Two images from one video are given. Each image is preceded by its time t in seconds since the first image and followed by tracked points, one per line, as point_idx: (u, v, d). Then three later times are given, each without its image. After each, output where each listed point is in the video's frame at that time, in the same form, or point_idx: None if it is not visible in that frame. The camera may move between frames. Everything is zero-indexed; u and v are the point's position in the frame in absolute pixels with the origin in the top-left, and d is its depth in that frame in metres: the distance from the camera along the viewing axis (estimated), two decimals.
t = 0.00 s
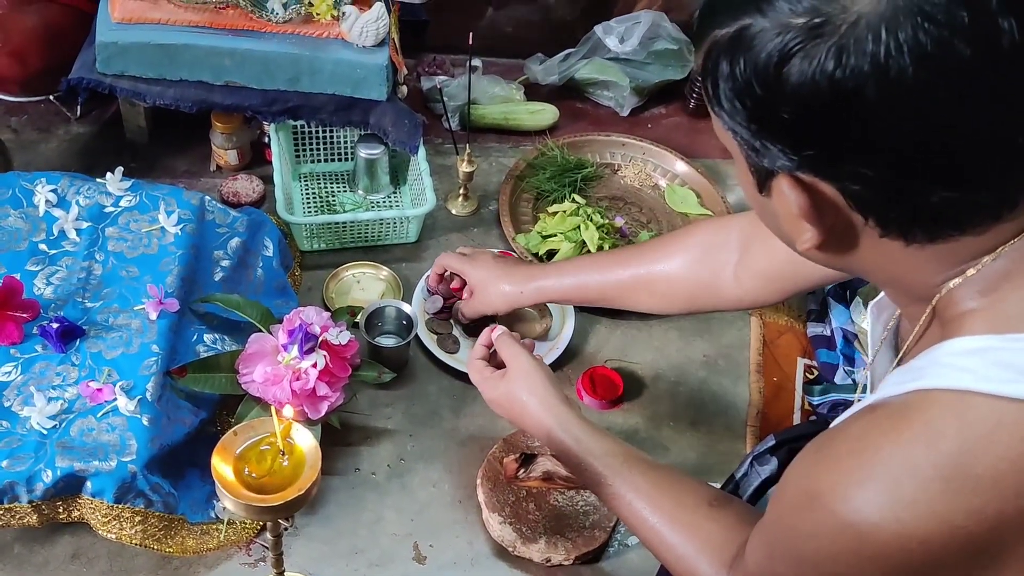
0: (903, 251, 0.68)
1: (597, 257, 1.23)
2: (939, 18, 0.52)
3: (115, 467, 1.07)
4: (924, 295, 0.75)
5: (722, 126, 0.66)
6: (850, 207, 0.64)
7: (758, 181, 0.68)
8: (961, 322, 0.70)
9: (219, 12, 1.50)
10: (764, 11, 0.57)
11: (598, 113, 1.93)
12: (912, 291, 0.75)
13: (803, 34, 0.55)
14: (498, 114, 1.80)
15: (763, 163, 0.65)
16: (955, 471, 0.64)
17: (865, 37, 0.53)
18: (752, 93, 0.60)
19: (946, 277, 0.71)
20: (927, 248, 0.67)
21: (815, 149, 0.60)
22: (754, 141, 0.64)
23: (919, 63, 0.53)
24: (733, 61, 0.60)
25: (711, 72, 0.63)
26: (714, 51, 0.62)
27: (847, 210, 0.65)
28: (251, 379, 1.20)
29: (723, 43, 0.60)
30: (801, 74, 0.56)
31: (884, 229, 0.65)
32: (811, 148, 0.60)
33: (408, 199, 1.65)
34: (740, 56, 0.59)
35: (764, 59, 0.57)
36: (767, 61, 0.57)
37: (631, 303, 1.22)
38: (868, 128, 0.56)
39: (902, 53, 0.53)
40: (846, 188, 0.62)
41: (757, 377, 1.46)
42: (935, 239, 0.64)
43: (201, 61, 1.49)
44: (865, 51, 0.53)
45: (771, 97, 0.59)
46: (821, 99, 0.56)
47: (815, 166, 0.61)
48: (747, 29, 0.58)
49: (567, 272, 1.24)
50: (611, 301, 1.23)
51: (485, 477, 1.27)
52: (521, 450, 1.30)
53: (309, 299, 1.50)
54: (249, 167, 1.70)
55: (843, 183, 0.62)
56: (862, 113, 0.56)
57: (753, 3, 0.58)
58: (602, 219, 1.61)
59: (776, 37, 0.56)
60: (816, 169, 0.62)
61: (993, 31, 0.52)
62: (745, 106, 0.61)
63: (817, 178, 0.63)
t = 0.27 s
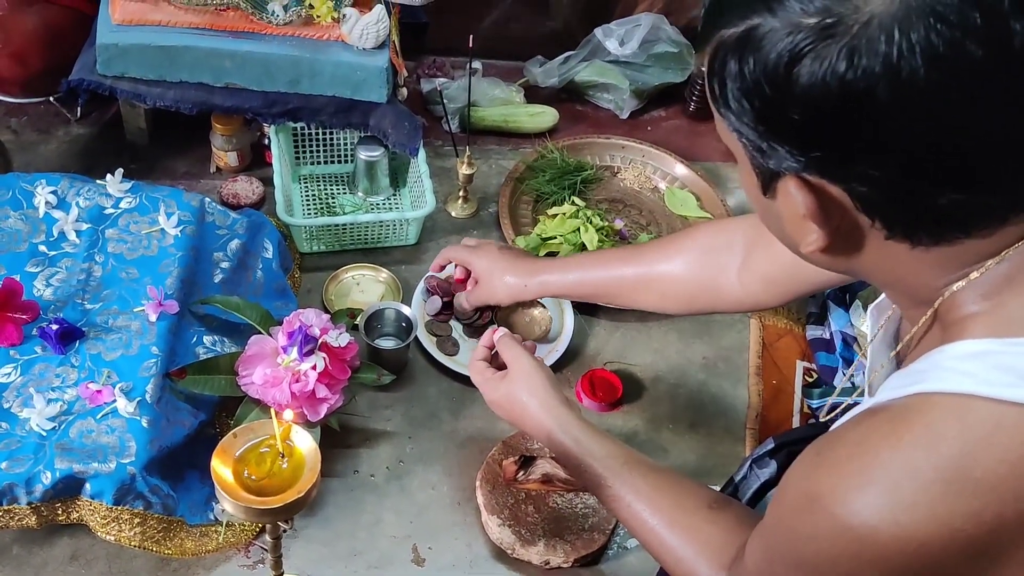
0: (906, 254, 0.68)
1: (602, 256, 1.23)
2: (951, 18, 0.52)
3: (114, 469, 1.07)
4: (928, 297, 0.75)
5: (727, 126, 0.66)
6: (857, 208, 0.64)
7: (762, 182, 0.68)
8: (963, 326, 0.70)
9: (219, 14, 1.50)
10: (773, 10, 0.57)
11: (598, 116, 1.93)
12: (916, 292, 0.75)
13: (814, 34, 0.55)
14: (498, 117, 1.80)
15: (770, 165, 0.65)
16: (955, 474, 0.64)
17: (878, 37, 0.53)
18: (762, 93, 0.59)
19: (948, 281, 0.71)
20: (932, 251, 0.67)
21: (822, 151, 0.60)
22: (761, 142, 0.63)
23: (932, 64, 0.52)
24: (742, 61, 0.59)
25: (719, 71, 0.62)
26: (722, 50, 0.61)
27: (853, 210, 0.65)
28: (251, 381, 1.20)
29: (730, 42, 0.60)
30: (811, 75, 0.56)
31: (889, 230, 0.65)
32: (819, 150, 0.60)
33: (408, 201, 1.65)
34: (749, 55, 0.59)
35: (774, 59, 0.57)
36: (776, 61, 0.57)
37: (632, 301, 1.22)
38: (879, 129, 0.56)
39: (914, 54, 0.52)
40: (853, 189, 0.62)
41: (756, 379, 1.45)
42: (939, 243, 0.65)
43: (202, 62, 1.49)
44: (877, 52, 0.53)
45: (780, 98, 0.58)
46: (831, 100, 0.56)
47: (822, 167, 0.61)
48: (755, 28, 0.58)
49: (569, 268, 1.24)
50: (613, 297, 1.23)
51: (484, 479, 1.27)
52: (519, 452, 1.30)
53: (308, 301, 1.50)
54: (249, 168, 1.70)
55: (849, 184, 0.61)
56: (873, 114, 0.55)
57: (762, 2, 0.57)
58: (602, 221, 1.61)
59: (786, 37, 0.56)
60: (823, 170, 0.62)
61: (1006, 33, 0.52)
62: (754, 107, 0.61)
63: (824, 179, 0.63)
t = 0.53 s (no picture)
0: (912, 256, 0.68)
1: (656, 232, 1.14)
2: (961, 15, 0.52)
3: (111, 470, 1.07)
4: (924, 301, 0.74)
5: (730, 135, 0.66)
6: (864, 210, 0.64)
7: (765, 188, 0.68)
8: (961, 328, 0.69)
9: (219, 14, 1.50)
10: (777, 13, 0.56)
11: (598, 117, 1.93)
12: (911, 298, 0.74)
13: (823, 35, 0.55)
14: (497, 117, 1.80)
15: (778, 171, 0.65)
16: (950, 477, 0.64)
17: (889, 37, 0.53)
18: (769, 96, 0.59)
19: (948, 283, 0.70)
20: (939, 253, 0.67)
21: (832, 154, 0.60)
22: (768, 148, 0.63)
23: (943, 63, 0.53)
24: (747, 64, 0.59)
25: (721, 76, 0.62)
26: (722, 54, 0.61)
27: (861, 214, 0.64)
28: (249, 381, 1.20)
29: (734, 46, 0.59)
30: (821, 76, 0.56)
31: (897, 233, 0.64)
32: (828, 153, 0.60)
33: (407, 202, 1.65)
34: (754, 58, 0.58)
35: (782, 62, 0.57)
36: (784, 64, 0.57)
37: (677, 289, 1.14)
38: (890, 128, 0.56)
39: (925, 53, 0.53)
40: (861, 192, 0.62)
41: (755, 379, 1.47)
42: (948, 244, 0.64)
43: (201, 62, 1.49)
44: (889, 52, 0.53)
45: (788, 100, 0.58)
46: (842, 101, 0.56)
47: (831, 169, 0.61)
48: (759, 32, 0.58)
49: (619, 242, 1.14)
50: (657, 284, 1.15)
51: (481, 481, 1.26)
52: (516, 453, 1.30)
53: (306, 301, 1.50)
54: (248, 169, 1.70)
55: (858, 187, 0.61)
56: (884, 114, 0.55)
57: (765, 4, 0.57)
58: (600, 223, 1.62)
59: (794, 40, 0.56)
60: (830, 175, 0.62)
61: (1014, 31, 0.52)
62: (761, 110, 0.61)
63: (829, 182, 0.63)
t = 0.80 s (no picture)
0: (921, 256, 0.67)
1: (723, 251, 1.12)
2: (968, 15, 0.52)
3: (111, 471, 1.07)
4: (936, 301, 0.74)
5: (741, 126, 0.66)
6: (872, 211, 0.64)
7: (776, 183, 0.67)
8: (969, 330, 0.69)
9: (220, 16, 1.51)
10: (788, 8, 0.57)
11: (598, 120, 1.94)
12: (921, 297, 0.75)
13: (830, 32, 0.55)
14: (497, 120, 1.80)
15: (790, 167, 0.65)
16: (953, 479, 0.64)
17: (895, 35, 0.53)
18: (776, 92, 0.60)
19: (957, 286, 0.71)
20: (947, 254, 0.66)
21: (839, 152, 0.60)
22: (775, 142, 0.64)
23: (950, 63, 0.53)
24: (756, 58, 0.60)
25: (733, 71, 0.63)
26: (734, 49, 0.62)
27: (869, 213, 0.64)
28: (249, 384, 1.20)
29: (745, 40, 0.60)
30: (827, 73, 0.56)
31: (906, 234, 0.64)
32: (835, 150, 0.60)
33: (407, 204, 1.65)
34: (763, 52, 0.59)
35: (790, 57, 0.57)
36: (792, 60, 0.57)
37: (769, 309, 1.10)
38: (898, 127, 0.56)
39: (932, 53, 0.53)
40: (869, 191, 0.62)
41: (755, 382, 1.46)
42: (957, 244, 0.64)
43: (201, 64, 1.49)
44: (895, 51, 0.53)
45: (796, 96, 0.59)
46: (848, 98, 0.56)
47: (839, 167, 0.61)
48: (771, 27, 0.58)
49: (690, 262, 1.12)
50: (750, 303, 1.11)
51: (481, 483, 1.26)
52: (516, 456, 1.30)
53: (306, 303, 1.50)
54: (248, 171, 1.71)
55: (865, 186, 0.62)
56: (890, 112, 0.56)
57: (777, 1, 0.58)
58: (600, 226, 1.62)
59: (801, 36, 0.56)
60: (841, 172, 0.62)
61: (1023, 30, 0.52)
62: (768, 106, 0.61)
63: (838, 179, 0.63)
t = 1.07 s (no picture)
0: (929, 257, 0.68)
1: (803, 239, 1.25)
2: (982, 24, 0.52)
3: (114, 472, 1.08)
4: (946, 300, 0.74)
5: (756, 121, 0.67)
6: (880, 210, 0.64)
7: (789, 178, 0.68)
8: (979, 331, 0.70)
9: (223, 18, 1.50)
10: (804, 7, 0.57)
11: (599, 122, 1.94)
12: (935, 296, 0.75)
13: (843, 34, 0.55)
14: (499, 123, 1.81)
15: (797, 161, 0.65)
16: (956, 480, 0.64)
17: (906, 41, 0.54)
18: (788, 90, 0.60)
19: (967, 287, 0.71)
20: (956, 255, 0.67)
21: (847, 152, 0.61)
22: (786, 138, 0.64)
23: (960, 71, 0.53)
24: (770, 56, 0.60)
25: (747, 66, 0.63)
26: (751, 45, 0.62)
27: (875, 212, 0.65)
28: (251, 386, 1.21)
29: (759, 36, 0.60)
30: (838, 74, 0.56)
31: (914, 234, 0.65)
32: (844, 150, 0.61)
33: (409, 206, 1.66)
34: (777, 51, 0.59)
35: (802, 56, 0.58)
36: (804, 59, 0.58)
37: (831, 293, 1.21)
38: (904, 132, 0.57)
39: (942, 60, 0.53)
40: (877, 191, 0.62)
41: (756, 387, 1.46)
42: (964, 247, 0.65)
43: (204, 67, 1.50)
44: (905, 56, 0.54)
45: (806, 96, 0.59)
46: (858, 101, 0.57)
47: (848, 167, 0.62)
48: (786, 25, 0.58)
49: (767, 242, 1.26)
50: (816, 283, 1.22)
51: (483, 485, 1.27)
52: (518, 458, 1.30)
53: (308, 305, 1.51)
54: (251, 173, 1.71)
55: (874, 186, 0.62)
56: (898, 117, 0.56)
57: None
58: (602, 228, 1.59)
59: (816, 36, 0.57)
60: (850, 172, 0.62)
61: None
62: (780, 103, 0.62)
63: (849, 179, 0.63)
